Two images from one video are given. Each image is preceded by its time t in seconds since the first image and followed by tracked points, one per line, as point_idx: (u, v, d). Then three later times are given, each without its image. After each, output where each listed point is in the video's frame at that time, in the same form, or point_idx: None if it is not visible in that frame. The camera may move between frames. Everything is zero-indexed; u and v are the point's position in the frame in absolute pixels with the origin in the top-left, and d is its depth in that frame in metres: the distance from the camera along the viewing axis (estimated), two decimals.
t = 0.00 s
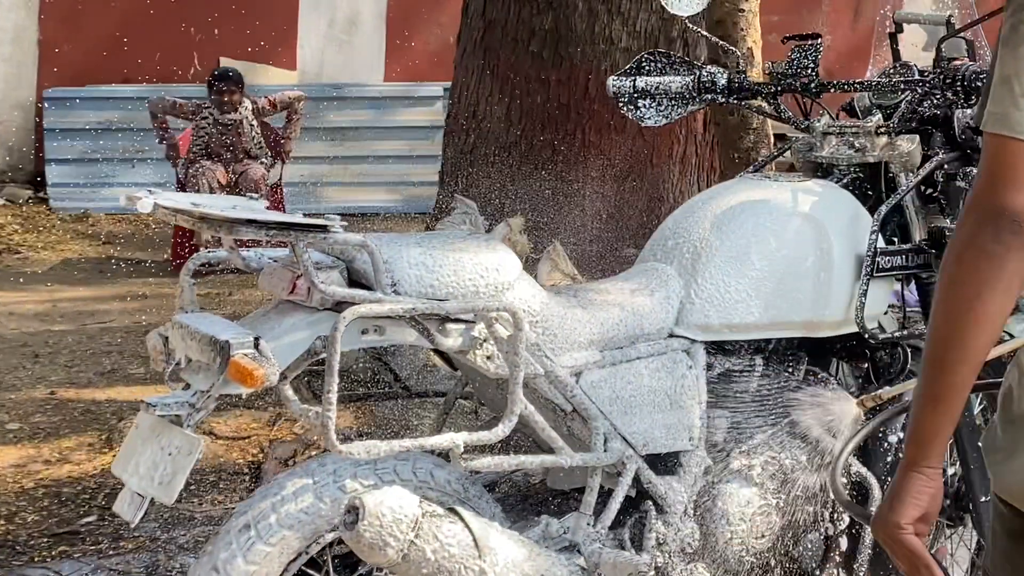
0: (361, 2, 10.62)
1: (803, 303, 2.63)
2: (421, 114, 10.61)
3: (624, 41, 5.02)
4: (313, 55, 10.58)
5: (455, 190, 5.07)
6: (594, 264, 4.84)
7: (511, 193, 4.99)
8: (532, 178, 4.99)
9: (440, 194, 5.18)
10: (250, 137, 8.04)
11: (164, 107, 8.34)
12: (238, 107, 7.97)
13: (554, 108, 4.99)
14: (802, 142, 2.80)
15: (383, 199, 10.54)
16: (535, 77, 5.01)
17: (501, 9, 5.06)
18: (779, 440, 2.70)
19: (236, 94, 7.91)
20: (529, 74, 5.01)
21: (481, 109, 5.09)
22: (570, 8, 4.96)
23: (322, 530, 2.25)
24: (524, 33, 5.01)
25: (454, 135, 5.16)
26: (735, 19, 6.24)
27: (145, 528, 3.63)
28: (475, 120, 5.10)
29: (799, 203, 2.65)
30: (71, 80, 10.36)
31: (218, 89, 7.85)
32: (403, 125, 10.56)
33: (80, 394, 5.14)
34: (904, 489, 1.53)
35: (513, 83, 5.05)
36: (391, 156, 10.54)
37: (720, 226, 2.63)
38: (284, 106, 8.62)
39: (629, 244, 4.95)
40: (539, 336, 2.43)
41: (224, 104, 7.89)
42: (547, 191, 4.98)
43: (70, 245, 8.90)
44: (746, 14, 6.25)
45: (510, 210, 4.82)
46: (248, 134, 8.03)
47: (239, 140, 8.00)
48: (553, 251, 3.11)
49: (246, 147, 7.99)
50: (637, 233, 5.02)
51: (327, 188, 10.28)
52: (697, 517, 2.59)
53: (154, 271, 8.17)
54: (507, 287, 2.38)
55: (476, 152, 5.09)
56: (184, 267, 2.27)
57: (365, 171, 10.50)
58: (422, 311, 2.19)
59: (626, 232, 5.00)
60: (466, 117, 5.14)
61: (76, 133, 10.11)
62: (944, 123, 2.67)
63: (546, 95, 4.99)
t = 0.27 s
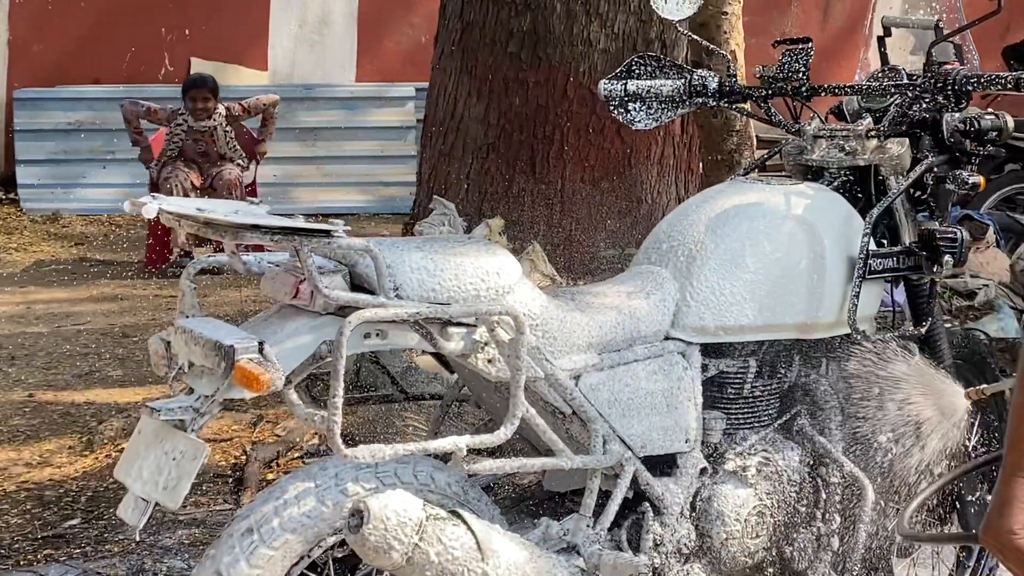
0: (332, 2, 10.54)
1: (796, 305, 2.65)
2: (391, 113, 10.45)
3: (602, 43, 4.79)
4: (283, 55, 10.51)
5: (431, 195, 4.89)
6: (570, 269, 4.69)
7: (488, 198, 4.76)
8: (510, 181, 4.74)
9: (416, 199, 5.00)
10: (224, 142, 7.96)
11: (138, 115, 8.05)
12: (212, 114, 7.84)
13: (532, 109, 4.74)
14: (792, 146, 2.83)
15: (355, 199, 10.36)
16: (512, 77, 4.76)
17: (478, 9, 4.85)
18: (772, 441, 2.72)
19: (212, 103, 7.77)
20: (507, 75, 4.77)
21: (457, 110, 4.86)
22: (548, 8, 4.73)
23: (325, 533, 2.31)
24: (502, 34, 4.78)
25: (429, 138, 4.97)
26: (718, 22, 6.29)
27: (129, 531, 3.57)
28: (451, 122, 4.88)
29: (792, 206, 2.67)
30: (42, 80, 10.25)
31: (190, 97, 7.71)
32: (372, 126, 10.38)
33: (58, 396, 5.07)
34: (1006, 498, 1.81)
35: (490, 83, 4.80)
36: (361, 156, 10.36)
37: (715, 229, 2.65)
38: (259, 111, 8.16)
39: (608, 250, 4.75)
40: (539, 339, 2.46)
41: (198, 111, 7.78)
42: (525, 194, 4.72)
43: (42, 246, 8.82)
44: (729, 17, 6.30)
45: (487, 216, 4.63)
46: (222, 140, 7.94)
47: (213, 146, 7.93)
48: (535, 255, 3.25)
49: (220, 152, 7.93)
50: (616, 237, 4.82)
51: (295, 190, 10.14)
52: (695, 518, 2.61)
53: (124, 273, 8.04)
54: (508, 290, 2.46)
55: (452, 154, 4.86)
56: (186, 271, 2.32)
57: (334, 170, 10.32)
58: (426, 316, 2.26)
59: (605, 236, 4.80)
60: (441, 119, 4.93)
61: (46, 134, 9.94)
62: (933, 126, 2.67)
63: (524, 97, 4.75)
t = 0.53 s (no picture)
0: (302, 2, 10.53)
1: (780, 304, 2.67)
2: (361, 113, 10.40)
3: (576, 43, 4.78)
4: (253, 55, 10.47)
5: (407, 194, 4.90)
6: (544, 267, 4.75)
7: (462, 197, 4.77)
8: (484, 181, 4.75)
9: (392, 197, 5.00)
10: (195, 143, 7.89)
11: (107, 117, 7.83)
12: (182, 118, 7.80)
13: (506, 108, 4.73)
14: (773, 145, 2.83)
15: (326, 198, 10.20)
16: (486, 76, 4.74)
17: (452, 9, 4.81)
18: (758, 440, 2.75)
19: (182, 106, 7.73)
20: (482, 75, 4.75)
21: (431, 108, 4.85)
22: (523, 8, 4.71)
23: (315, 534, 2.38)
24: (476, 33, 4.75)
25: (404, 136, 4.95)
26: (696, 22, 6.33)
27: (108, 534, 3.54)
28: (426, 121, 4.86)
29: (776, 206, 2.70)
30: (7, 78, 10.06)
31: (161, 101, 7.66)
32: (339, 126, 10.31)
33: (31, 398, 5.01)
34: None
35: (464, 82, 4.78)
36: (329, 156, 10.27)
37: (700, 229, 2.67)
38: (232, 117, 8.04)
39: (583, 249, 4.80)
40: (528, 339, 2.46)
41: (169, 115, 7.75)
42: (499, 194, 4.75)
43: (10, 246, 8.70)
44: (707, 17, 6.35)
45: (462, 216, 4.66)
46: (192, 142, 7.88)
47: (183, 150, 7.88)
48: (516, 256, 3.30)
49: (189, 153, 7.87)
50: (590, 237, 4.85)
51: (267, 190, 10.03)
52: (682, 518, 2.62)
53: (94, 273, 7.93)
54: (495, 290, 2.59)
55: (426, 153, 4.86)
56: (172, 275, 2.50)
57: (301, 170, 10.22)
58: (416, 315, 2.34)
59: (579, 236, 4.83)
60: (415, 117, 4.91)
61: (12, 133, 9.74)
62: (915, 126, 2.69)
63: (499, 97, 4.73)
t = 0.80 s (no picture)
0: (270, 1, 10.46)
1: (754, 301, 2.69)
2: (329, 112, 10.32)
3: (547, 41, 4.77)
4: (220, 55, 10.45)
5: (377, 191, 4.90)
6: (514, 264, 4.77)
7: (433, 195, 4.76)
8: (455, 178, 4.75)
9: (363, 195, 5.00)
10: (163, 139, 7.81)
11: (73, 116, 7.77)
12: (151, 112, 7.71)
13: (476, 106, 4.72)
14: (748, 143, 2.83)
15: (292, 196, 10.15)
16: (456, 74, 4.73)
17: (422, 7, 4.80)
18: (735, 436, 2.77)
19: (150, 101, 7.64)
20: (452, 73, 4.74)
21: (402, 106, 4.84)
22: (492, 6, 4.71)
23: (294, 532, 2.39)
24: (446, 31, 4.75)
25: (374, 134, 4.95)
26: (668, 19, 6.36)
27: (81, 533, 3.51)
28: (396, 119, 4.85)
29: (750, 203, 2.72)
30: None
31: (128, 96, 7.57)
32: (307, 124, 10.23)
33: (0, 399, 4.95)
34: None
35: (434, 80, 4.76)
36: (299, 155, 10.20)
37: (675, 226, 2.69)
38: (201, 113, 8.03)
39: (553, 246, 4.79)
40: (506, 336, 2.47)
41: (136, 110, 7.66)
42: (470, 192, 4.74)
43: None
44: (678, 15, 6.37)
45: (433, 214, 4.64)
46: (161, 138, 7.80)
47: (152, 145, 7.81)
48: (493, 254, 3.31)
49: (158, 150, 7.79)
50: (561, 234, 4.83)
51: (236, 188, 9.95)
52: (660, 512, 2.64)
53: (62, 273, 7.84)
54: (473, 287, 2.59)
55: (397, 151, 4.85)
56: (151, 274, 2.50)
57: (271, 169, 10.15)
58: (396, 312, 2.36)
59: (550, 233, 4.81)
60: (386, 115, 4.90)
61: None
62: (887, 122, 2.72)
63: (469, 95, 4.72)
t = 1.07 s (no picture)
0: None
1: (723, 300, 2.70)
2: (297, 111, 10.22)
3: (515, 39, 4.75)
4: (187, 53, 10.39)
5: (346, 189, 4.89)
6: (482, 263, 4.80)
7: (402, 193, 4.76)
8: (424, 177, 4.74)
9: (333, 192, 5.00)
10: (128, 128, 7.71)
11: (39, 112, 7.64)
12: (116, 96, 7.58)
13: (444, 104, 4.71)
14: (716, 142, 2.85)
15: (258, 195, 10.10)
16: (424, 72, 4.71)
17: (390, 5, 4.77)
18: (704, 435, 2.78)
19: (115, 83, 7.52)
20: (420, 71, 4.72)
21: (370, 104, 4.82)
22: (461, 5, 4.68)
23: (263, 534, 2.38)
24: (414, 30, 4.72)
25: (343, 131, 4.93)
26: (635, 19, 6.35)
27: (48, 535, 3.47)
28: (364, 117, 4.84)
29: (719, 202, 2.73)
30: None
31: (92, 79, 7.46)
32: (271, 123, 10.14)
33: None
34: None
35: (403, 78, 4.74)
36: (265, 153, 10.13)
37: (644, 225, 2.69)
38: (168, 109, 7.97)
39: (522, 245, 4.82)
40: (475, 337, 2.46)
41: (100, 94, 7.52)
42: (439, 190, 4.74)
43: None
44: (645, 15, 6.38)
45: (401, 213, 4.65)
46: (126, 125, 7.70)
47: (118, 133, 7.71)
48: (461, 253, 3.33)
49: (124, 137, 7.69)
50: (529, 233, 4.85)
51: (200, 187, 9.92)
52: (629, 511, 2.65)
53: (28, 273, 7.75)
54: (443, 288, 2.58)
55: (365, 149, 4.84)
56: (117, 274, 2.48)
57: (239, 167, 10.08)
58: (365, 314, 2.36)
59: (518, 232, 4.83)
60: (354, 113, 4.88)
61: None
62: (855, 121, 2.73)
63: (437, 94, 4.71)
